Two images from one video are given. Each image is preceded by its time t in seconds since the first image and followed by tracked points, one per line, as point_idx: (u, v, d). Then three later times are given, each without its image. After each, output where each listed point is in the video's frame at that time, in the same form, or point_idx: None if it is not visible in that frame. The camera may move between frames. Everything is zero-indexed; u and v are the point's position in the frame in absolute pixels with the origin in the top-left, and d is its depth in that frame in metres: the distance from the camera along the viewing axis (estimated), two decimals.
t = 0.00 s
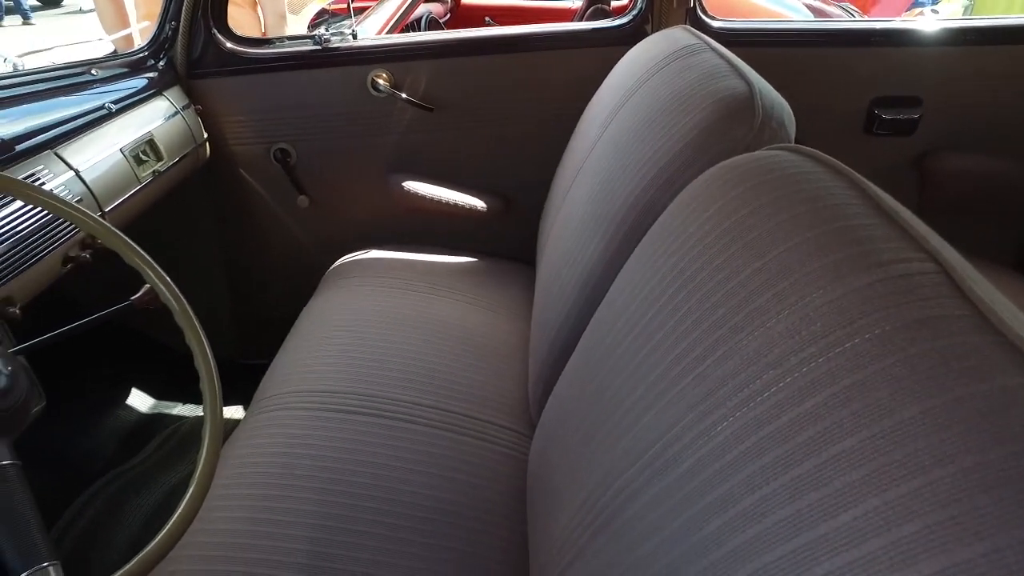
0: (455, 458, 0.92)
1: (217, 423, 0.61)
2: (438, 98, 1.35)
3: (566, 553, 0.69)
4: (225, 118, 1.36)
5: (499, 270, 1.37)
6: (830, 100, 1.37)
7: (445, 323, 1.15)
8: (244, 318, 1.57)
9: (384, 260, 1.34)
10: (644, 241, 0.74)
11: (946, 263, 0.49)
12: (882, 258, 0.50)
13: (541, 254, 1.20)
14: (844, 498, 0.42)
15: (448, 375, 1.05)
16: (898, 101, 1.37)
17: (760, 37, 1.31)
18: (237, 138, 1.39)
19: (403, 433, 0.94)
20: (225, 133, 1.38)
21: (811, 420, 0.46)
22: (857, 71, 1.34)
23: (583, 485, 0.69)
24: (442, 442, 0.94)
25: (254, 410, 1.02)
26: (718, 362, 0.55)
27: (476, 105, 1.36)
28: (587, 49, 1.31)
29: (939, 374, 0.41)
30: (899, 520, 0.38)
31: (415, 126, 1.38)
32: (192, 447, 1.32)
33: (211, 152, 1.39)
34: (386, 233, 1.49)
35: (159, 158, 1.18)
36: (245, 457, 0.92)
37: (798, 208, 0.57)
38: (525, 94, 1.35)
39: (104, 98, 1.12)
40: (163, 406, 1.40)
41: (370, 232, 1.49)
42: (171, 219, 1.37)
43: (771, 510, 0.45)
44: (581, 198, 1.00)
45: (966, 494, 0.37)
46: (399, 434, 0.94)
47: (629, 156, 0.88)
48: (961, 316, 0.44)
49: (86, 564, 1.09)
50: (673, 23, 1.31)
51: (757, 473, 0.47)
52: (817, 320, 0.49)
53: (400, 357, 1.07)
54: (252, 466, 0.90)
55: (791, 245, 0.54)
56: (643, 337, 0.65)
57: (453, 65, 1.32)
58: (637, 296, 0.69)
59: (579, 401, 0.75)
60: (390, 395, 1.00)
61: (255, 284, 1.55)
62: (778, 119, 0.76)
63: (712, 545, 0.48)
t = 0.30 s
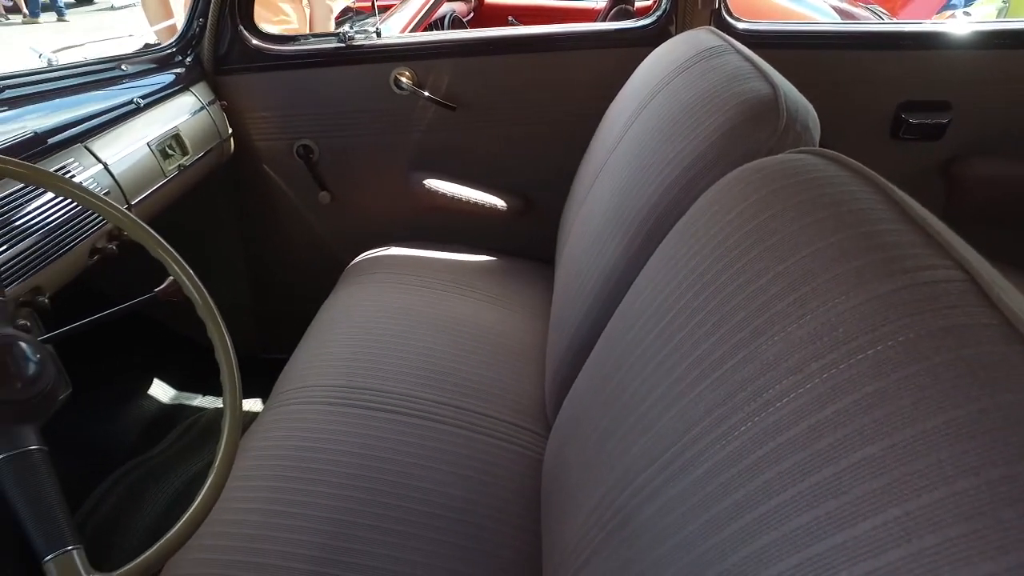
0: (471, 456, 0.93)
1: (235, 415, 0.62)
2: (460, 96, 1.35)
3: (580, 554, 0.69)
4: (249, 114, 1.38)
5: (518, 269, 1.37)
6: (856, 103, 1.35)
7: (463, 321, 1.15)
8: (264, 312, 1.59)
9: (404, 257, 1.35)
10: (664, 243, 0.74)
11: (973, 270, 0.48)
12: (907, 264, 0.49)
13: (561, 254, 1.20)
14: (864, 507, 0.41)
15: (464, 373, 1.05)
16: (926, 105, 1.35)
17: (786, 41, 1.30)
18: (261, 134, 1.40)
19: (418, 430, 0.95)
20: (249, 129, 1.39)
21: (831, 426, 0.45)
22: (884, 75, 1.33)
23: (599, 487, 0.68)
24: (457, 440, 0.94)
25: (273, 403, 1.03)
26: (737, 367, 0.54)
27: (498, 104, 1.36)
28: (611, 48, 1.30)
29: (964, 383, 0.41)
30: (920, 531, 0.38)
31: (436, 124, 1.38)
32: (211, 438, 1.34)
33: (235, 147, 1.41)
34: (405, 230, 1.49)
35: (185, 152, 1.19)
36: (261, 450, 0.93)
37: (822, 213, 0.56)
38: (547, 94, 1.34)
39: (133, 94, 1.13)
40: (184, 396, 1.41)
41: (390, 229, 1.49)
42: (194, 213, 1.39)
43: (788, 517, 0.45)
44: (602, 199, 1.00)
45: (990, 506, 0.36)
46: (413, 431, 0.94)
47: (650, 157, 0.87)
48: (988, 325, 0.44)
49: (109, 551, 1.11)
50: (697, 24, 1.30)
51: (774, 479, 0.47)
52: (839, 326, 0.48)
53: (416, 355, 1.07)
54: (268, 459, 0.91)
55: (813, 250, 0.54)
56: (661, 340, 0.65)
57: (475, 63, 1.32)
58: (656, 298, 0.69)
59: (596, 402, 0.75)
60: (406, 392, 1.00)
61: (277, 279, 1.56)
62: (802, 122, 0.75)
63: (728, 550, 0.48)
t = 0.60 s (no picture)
0: (486, 454, 0.93)
1: (254, 407, 0.63)
2: (483, 95, 1.35)
3: (593, 555, 0.69)
4: (274, 110, 1.39)
5: (537, 269, 1.37)
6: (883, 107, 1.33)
7: (481, 320, 1.16)
8: (284, 307, 1.60)
9: (423, 255, 1.35)
10: (684, 246, 0.73)
11: (1001, 278, 0.48)
12: (932, 271, 0.48)
13: (580, 254, 1.20)
14: (882, 516, 0.41)
15: (481, 372, 1.05)
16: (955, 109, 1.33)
17: (811, 44, 1.29)
18: (284, 130, 1.41)
19: (433, 427, 0.95)
20: (274, 125, 1.41)
21: (850, 434, 0.45)
22: (911, 79, 1.31)
23: (613, 488, 0.68)
24: (472, 438, 0.94)
25: (290, 398, 1.04)
26: (755, 372, 0.54)
27: (520, 103, 1.36)
28: (635, 49, 1.30)
29: (988, 394, 0.40)
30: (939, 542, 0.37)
31: (458, 123, 1.39)
32: (230, 430, 1.35)
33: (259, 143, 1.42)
34: (425, 227, 1.50)
35: (210, 148, 1.20)
36: (278, 443, 0.94)
37: (845, 218, 0.55)
38: (570, 94, 1.34)
39: (161, 89, 1.15)
40: (203, 388, 1.43)
41: (410, 226, 1.50)
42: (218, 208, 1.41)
43: (804, 524, 0.45)
44: (622, 200, 1.00)
45: (1013, 519, 0.35)
46: (429, 428, 0.95)
47: (672, 159, 0.87)
48: (1014, 334, 0.43)
49: (128, 536, 1.12)
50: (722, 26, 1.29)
51: (791, 485, 0.47)
52: (861, 332, 0.48)
53: (433, 352, 1.07)
54: (284, 452, 0.92)
55: (836, 255, 0.53)
56: (680, 342, 0.65)
57: (498, 63, 1.32)
58: (675, 301, 0.69)
59: (613, 403, 0.75)
60: (422, 389, 1.00)
61: (297, 274, 1.57)
62: (827, 125, 0.74)
63: (742, 556, 0.48)
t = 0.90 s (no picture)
0: (501, 453, 0.93)
1: (274, 399, 0.64)
2: (504, 95, 1.36)
3: (607, 557, 0.68)
4: (297, 107, 1.40)
5: (556, 269, 1.37)
6: (910, 111, 1.32)
7: (499, 319, 1.16)
8: (304, 302, 1.62)
9: (442, 253, 1.35)
10: (705, 248, 0.73)
11: None
12: (960, 279, 0.48)
13: (600, 255, 1.19)
14: (901, 526, 0.40)
15: (498, 370, 1.05)
16: (985, 115, 1.31)
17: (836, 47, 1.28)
18: (307, 126, 1.42)
19: (449, 425, 0.95)
20: (297, 122, 1.42)
21: (870, 442, 0.44)
22: (940, 83, 1.29)
23: (628, 490, 0.68)
24: (488, 436, 0.95)
25: (308, 392, 1.05)
26: (774, 377, 0.54)
27: (542, 103, 1.36)
28: (658, 50, 1.29)
29: (1014, 405, 0.40)
30: (960, 555, 0.37)
31: (480, 122, 1.39)
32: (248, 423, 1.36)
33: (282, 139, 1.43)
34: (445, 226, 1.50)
35: (234, 143, 1.21)
36: (295, 437, 0.95)
37: (869, 223, 0.55)
38: (592, 94, 1.34)
39: (187, 84, 1.16)
40: (223, 380, 1.45)
41: (430, 224, 1.51)
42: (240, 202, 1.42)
43: (822, 532, 0.44)
44: (643, 202, 0.99)
45: None
46: (445, 426, 0.95)
47: (694, 160, 0.87)
48: None
49: (150, 523, 1.15)
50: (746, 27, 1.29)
51: (809, 492, 0.46)
52: (883, 340, 0.47)
53: (450, 350, 1.08)
54: (301, 446, 0.93)
55: (859, 261, 0.53)
56: (698, 346, 0.65)
57: (521, 62, 1.32)
58: (694, 303, 0.69)
59: (629, 405, 0.75)
60: (439, 387, 1.01)
61: (317, 270, 1.58)
62: (852, 129, 0.74)
63: (758, 562, 0.48)
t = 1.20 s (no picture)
0: (516, 452, 0.93)
1: (292, 392, 0.64)
2: (526, 95, 1.36)
3: (621, 559, 0.68)
4: (321, 104, 1.41)
5: (575, 270, 1.37)
6: (937, 116, 1.30)
7: (516, 318, 1.16)
8: (324, 298, 1.63)
9: (461, 251, 1.36)
10: (726, 251, 0.72)
11: None
12: (987, 287, 0.47)
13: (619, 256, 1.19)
14: (923, 536, 0.39)
15: (515, 370, 1.05)
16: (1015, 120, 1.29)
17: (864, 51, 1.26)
18: (330, 124, 1.43)
19: (465, 423, 0.95)
20: (320, 119, 1.43)
21: (891, 450, 0.44)
22: (970, 87, 1.27)
23: (644, 492, 0.68)
24: (503, 435, 0.95)
25: (325, 387, 1.05)
26: (794, 382, 0.53)
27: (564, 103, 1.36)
28: (682, 52, 1.28)
29: None
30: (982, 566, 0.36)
31: (501, 121, 1.39)
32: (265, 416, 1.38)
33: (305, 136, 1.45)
34: (465, 224, 1.51)
35: (258, 138, 1.23)
36: (312, 431, 0.95)
37: (894, 228, 0.54)
38: (614, 95, 1.33)
39: (214, 80, 1.18)
40: (242, 373, 1.46)
41: (450, 223, 1.51)
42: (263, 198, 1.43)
43: (840, 540, 0.44)
44: (664, 203, 0.99)
45: None
46: (461, 423, 0.95)
47: (717, 163, 0.86)
48: None
49: (168, 513, 1.16)
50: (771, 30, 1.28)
51: (828, 499, 0.46)
52: (906, 347, 0.47)
53: (468, 348, 1.08)
54: (318, 440, 0.93)
55: (883, 267, 0.52)
56: (717, 349, 0.64)
57: (544, 63, 1.32)
58: (714, 306, 0.68)
59: (647, 407, 0.74)
60: (455, 385, 1.01)
61: (337, 266, 1.59)
62: (878, 133, 0.73)
63: (774, 569, 0.47)
